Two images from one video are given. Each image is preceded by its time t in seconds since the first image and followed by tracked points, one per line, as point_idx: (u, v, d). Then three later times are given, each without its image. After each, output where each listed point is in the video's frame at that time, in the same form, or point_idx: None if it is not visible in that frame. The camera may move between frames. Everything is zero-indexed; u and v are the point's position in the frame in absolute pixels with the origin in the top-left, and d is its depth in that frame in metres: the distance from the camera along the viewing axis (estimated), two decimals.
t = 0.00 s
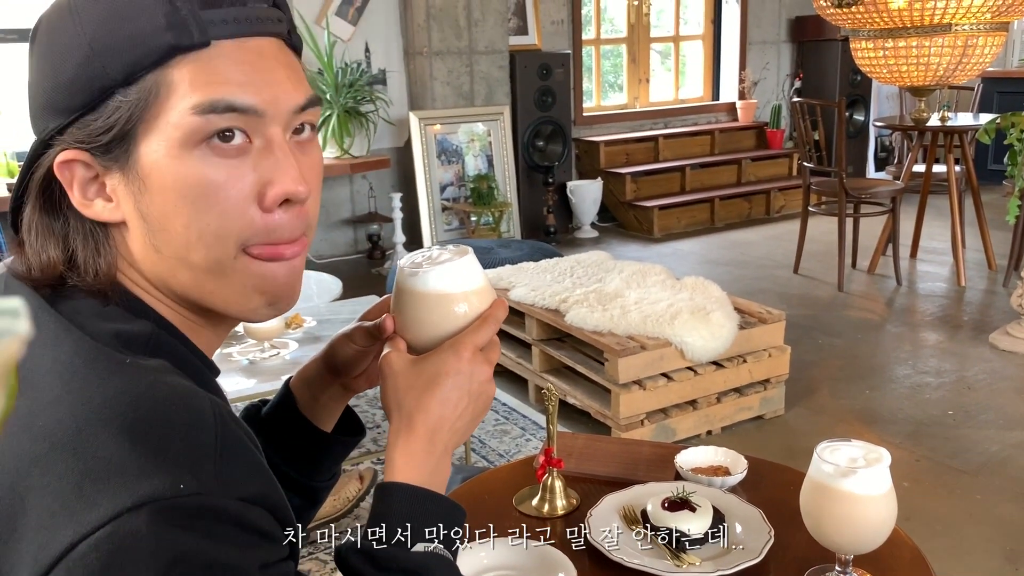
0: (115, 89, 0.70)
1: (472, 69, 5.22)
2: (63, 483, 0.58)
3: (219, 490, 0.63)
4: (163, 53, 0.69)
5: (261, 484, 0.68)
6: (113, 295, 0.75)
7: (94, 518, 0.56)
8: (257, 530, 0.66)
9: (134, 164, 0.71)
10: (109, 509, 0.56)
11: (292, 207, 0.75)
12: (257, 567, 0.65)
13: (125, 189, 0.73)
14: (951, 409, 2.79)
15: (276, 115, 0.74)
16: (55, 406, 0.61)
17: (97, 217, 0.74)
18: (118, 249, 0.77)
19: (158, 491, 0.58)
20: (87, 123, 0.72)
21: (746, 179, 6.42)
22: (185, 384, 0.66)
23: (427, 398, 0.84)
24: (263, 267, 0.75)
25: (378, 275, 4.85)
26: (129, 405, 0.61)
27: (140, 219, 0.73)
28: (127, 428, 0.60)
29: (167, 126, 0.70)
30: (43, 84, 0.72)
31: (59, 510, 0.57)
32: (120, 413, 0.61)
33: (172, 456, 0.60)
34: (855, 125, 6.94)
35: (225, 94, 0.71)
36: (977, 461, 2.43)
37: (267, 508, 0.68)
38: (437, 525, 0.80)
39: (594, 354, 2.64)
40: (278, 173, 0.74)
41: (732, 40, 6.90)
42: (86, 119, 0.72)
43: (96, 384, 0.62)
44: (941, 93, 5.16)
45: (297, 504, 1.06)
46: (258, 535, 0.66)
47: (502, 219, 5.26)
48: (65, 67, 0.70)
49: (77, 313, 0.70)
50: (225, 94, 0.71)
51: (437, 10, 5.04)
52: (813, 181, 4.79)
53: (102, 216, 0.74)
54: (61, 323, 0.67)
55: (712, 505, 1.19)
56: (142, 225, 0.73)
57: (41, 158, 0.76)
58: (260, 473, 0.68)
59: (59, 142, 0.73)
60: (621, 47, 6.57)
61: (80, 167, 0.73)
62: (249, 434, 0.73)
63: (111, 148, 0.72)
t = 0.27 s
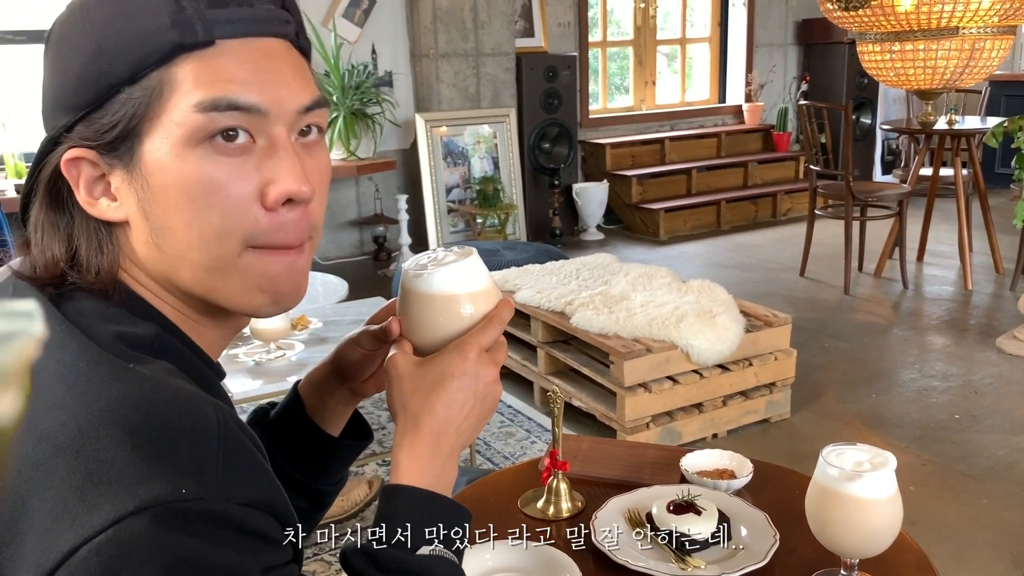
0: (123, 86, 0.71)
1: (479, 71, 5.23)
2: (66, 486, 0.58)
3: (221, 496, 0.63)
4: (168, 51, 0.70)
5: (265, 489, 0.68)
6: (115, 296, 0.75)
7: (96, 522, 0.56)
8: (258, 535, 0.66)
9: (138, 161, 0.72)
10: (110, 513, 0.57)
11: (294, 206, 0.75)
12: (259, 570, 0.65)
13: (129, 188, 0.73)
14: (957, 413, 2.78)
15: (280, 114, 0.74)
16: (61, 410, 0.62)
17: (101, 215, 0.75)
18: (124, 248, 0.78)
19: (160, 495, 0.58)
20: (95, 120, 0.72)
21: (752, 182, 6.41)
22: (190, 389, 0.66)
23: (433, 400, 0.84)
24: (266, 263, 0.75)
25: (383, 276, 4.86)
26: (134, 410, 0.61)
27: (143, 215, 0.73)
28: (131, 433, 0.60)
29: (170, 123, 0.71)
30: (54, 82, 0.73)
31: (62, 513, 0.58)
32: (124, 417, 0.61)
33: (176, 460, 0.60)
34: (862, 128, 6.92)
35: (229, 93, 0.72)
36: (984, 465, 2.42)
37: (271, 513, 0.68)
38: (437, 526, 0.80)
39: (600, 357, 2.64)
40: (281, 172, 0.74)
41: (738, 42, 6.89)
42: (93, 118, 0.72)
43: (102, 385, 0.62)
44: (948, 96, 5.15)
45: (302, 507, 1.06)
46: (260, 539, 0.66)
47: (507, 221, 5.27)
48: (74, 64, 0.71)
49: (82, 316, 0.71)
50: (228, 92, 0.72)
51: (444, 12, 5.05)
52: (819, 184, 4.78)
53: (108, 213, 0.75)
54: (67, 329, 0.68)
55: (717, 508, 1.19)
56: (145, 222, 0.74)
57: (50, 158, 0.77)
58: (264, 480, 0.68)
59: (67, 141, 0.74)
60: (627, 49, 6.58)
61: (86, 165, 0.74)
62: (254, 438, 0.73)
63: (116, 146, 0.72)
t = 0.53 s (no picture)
0: (134, 82, 0.72)
1: (485, 72, 5.23)
2: (79, 479, 0.59)
3: (232, 490, 0.63)
4: (179, 46, 0.70)
5: (276, 484, 0.68)
6: (123, 291, 0.75)
7: (108, 515, 0.57)
8: (269, 530, 0.66)
9: (149, 156, 0.73)
10: (123, 506, 0.57)
11: (304, 199, 0.75)
12: (270, 567, 0.65)
13: (141, 184, 0.74)
14: (963, 416, 2.77)
15: (290, 110, 0.75)
16: (72, 404, 0.62)
17: (113, 211, 0.76)
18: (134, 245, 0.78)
19: (172, 489, 0.59)
20: (105, 117, 0.73)
21: (758, 183, 6.40)
22: (202, 386, 0.66)
23: (439, 399, 0.84)
24: (276, 258, 0.75)
25: (389, 277, 4.87)
26: (146, 406, 0.61)
27: (154, 210, 0.74)
28: (143, 428, 0.60)
29: (181, 118, 0.71)
30: (66, 80, 0.74)
31: (75, 506, 0.58)
32: (136, 412, 0.61)
33: (188, 454, 0.61)
34: (869, 130, 6.91)
35: (239, 88, 0.72)
36: (990, 469, 2.41)
37: (282, 510, 0.69)
38: (439, 526, 0.80)
39: (605, 358, 2.64)
40: (291, 166, 0.74)
41: (745, 43, 6.89)
42: (103, 114, 0.73)
43: (114, 380, 0.63)
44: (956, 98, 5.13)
45: (311, 506, 1.07)
46: (270, 534, 0.66)
47: (513, 221, 5.27)
48: (84, 61, 0.71)
49: (95, 312, 0.71)
50: (237, 88, 0.72)
51: (451, 13, 5.05)
52: (826, 186, 4.77)
53: (119, 209, 0.75)
54: (80, 324, 0.68)
55: (722, 509, 1.19)
56: (156, 217, 0.74)
57: (62, 155, 0.78)
58: (275, 476, 0.68)
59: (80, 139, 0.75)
60: (633, 50, 6.57)
61: (99, 162, 0.75)
62: (264, 436, 0.74)
63: (128, 142, 0.73)
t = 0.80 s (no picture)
0: (137, 76, 0.72)
1: (490, 72, 5.23)
2: (84, 476, 0.59)
3: (238, 486, 0.63)
4: (181, 38, 0.71)
5: (280, 480, 0.68)
6: (129, 287, 0.76)
7: (114, 511, 0.57)
8: (274, 526, 0.67)
9: (153, 150, 0.73)
10: (127, 503, 0.57)
11: (309, 183, 0.76)
12: (274, 563, 0.66)
13: (147, 178, 0.74)
14: (969, 418, 2.76)
15: (291, 96, 0.75)
16: (77, 400, 0.62)
17: (119, 206, 0.76)
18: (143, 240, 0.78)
19: (177, 486, 0.59)
20: (109, 112, 0.73)
21: (764, 184, 6.40)
22: (206, 382, 0.66)
23: (442, 396, 0.85)
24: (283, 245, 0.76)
25: (394, 276, 4.87)
26: (151, 401, 0.62)
27: (161, 204, 0.74)
28: (147, 424, 0.61)
29: (185, 109, 0.72)
30: (67, 78, 0.74)
31: (80, 503, 0.58)
32: (140, 408, 0.61)
33: (193, 451, 0.61)
34: (875, 131, 6.90)
35: (241, 75, 0.73)
36: (996, 470, 2.41)
37: (287, 506, 0.69)
38: (438, 525, 0.79)
39: (610, 358, 2.64)
40: (295, 152, 0.74)
41: (751, 44, 6.88)
42: (106, 109, 0.73)
43: (119, 376, 0.63)
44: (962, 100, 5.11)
45: (315, 502, 1.07)
46: (274, 531, 0.67)
47: (518, 221, 5.27)
48: (86, 56, 0.72)
49: (101, 309, 0.71)
50: (239, 78, 0.72)
51: (456, 13, 5.05)
52: (831, 187, 4.76)
53: (126, 204, 0.75)
54: (85, 321, 0.68)
55: (727, 509, 1.19)
56: (163, 210, 0.74)
57: (67, 154, 0.78)
58: (279, 473, 0.68)
59: (83, 135, 0.75)
60: (639, 51, 6.57)
61: (103, 158, 0.75)
62: (268, 431, 0.74)
63: (132, 137, 0.73)
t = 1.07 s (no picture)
0: (143, 74, 0.72)
1: (494, 71, 5.23)
2: (85, 476, 0.59)
3: (238, 487, 0.63)
4: (186, 38, 0.71)
5: (280, 480, 0.68)
6: (132, 286, 0.76)
7: (115, 511, 0.57)
8: (275, 526, 0.66)
9: (157, 150, 0.73)
10: (129, 503, 0.57)
11: (313, 186, 0.75)
12: (275, 563, 0.66)
13: (150, 177, 0.74)
14: (973, 419, 2.76)
15: (297, 98, 0.75)
16: (79, 400, 0.62)
17: (122, 205, 0.76)
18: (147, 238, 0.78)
19: (178, 486, 0.59)
20: (114, 110, 0.74)
21: (767, 184, 6.39)
22: (208, 383, 0.66)
23: (444, 396, 0.85)
24: (287, 248, 0.76)
25: (398, 276, 4.88)
26: (152, 401, 0.62)
27: (164, 202, 0.74)
28: (149, 424, 0.61)
29: (189, 109, 0.72)
30: (74, 75, 0.75)
31: (80, 503, 0.58)
32: (142, 408, 0.61)
33: (193, 451, 0.61)
34: (879, 131, 6.89)
35: (246, 77, 0.73)
36: (999, 471, 2.40)
37: (288, 507, 0.69)
38: (438, 525, 0.79)
39: (613, 358, 2.64)
40: (300, 154, 0.74)
41: (755, 44, 6.87)
42: (111, 109, 0.74)
43: (121, 376, 0.63)
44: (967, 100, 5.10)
45: (316, 501, 1.07)
46: (275, 531, 0.67)
47: (521, 221, 5.27)
48: (92, 55, 0.72)
49: (103, 309, 0.71)
50: (244, 80, 0.72)
51: (460, 13, 5.06)
52: (835, 187, 4.75)
53: (130, 203, 0.76)
54: (87, 321, 0.68)
55: (730, 510, 1.19)
56: (166, 209, 0.74)
57: (71, 151, 0.78)
58: (280, 473, 0.68)
59: (88, 133, 0.76)
60: (643, 51, 6.56)
61: (107, 156, 0.75)
62: (269, 432, 0.74)
63: (136, 135, 0.73)
